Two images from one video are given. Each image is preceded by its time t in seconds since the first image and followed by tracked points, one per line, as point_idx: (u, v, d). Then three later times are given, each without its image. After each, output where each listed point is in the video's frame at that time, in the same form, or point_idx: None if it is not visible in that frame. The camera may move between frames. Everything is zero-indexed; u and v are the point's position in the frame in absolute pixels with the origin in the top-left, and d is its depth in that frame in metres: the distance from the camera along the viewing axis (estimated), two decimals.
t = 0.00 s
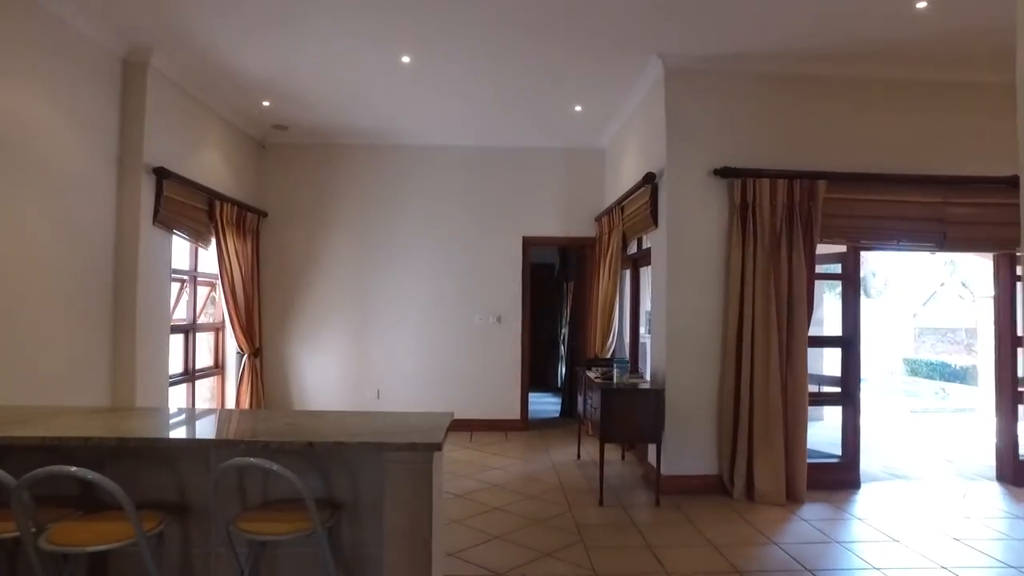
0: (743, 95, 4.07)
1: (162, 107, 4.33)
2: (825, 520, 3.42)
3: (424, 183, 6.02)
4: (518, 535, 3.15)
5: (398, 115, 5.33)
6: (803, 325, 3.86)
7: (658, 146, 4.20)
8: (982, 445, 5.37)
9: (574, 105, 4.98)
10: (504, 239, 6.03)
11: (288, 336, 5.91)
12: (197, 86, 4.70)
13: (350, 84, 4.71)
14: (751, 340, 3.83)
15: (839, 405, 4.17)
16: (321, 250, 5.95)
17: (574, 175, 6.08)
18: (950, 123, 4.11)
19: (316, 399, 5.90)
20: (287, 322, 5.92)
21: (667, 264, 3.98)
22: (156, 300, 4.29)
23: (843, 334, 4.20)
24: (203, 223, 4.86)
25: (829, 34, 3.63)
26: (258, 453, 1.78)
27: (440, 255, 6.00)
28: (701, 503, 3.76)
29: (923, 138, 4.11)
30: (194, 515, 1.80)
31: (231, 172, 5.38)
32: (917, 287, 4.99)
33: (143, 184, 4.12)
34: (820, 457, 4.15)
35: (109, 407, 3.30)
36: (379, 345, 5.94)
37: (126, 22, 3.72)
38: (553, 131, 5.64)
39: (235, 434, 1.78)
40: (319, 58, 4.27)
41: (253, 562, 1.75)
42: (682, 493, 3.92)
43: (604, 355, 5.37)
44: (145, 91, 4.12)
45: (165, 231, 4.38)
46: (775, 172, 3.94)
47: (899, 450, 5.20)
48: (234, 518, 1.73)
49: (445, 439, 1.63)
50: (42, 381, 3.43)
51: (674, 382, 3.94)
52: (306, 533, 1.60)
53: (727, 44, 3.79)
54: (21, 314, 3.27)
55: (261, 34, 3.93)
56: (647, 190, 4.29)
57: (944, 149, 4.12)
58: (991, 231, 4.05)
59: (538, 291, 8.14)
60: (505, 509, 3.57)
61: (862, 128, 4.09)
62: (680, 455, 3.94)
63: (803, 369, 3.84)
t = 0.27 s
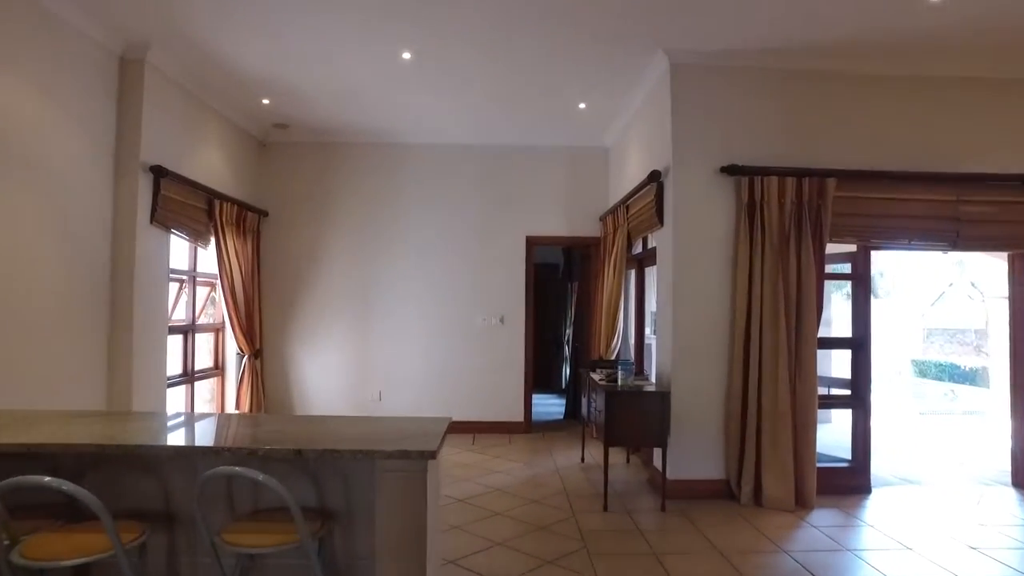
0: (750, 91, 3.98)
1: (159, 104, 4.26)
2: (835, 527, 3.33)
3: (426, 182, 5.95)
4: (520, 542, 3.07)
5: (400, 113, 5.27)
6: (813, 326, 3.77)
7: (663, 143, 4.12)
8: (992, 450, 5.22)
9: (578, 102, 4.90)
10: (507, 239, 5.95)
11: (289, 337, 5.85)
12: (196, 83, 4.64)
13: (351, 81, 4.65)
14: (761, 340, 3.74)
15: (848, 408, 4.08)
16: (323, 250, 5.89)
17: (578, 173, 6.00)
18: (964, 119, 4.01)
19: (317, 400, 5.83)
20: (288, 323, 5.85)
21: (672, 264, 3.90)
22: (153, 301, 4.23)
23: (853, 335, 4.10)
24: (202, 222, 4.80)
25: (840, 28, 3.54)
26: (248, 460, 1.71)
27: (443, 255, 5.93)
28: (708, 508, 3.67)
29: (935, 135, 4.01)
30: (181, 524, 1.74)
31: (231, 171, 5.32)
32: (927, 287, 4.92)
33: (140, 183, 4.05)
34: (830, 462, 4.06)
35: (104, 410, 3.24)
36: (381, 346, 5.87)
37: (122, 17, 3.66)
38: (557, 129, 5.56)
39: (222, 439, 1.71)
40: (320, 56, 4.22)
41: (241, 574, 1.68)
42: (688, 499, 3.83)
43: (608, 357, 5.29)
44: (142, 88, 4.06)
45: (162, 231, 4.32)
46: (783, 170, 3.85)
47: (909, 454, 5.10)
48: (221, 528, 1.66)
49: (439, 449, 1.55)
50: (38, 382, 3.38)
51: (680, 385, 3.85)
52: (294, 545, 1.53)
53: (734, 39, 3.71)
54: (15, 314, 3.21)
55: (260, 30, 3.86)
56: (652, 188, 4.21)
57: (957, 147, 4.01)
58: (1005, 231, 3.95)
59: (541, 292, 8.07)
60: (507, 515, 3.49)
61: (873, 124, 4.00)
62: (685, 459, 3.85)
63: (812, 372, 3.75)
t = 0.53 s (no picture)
0: (757, 88, 3.90)
1: (158, 102, 4.22)
2: (844, 532, 3.25)
3: (428, 181, 5.89)
4: (522, 547, 3.00)
5: (402, 111, 5.21)
6: (821, 327, 3.69)
7: (668, 141, 4.05)
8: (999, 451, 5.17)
9: (582, 99, 4.83)
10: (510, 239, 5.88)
11: (290, 337, 5.80)
12: (195, 81, 4.59)
13: (352, 79, 4.59)
14: (768, 341, 3.67)
15: (857, 410, 4.01)
16: (324, 250, 5.84)
17: (582, 172, 5.93)
18: (976, 115, 3.92)
19: (318, 401, 5.78)
20: (288, 323, 5.80)
21: (677, 263, 3.83)
22: (151, 301, 4.19)
23: (862, 336, 4.02)
24: (201, 221, 4.75)
25: (849, 22, 3.47)
26: (238, 465, 1.65)
27: (445, 255, 5.87)
28: (713, 512, 3.60)
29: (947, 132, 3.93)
30: (171, 530, 1.69)
31: (231, 170, 5.27)
32: (934, 288, 4.73)
33: (138, 181, 4.00)
34: (838, 465, 3.98)
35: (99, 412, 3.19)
36: (382, 347, 5.81)
37: (119, 13, 3.61)
38: (561, 126, 5.49)
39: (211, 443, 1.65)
40: (321, 53, 4.16)
41: None
42: (693, 502, 3.76)
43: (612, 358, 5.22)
44: (140, 86, 4.02)
45: (161, 230, 4.27)
46: (791, 167, 3.77)
47: (918, 456, 5.02)
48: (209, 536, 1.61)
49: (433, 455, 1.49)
50: (34, 384, 3.33)
51: (685, 386, 3.78)
52: (284, 555, 1.47)
53: (740, 34, 3.64)
54: (10, 315, 3.16)
55: (259, 27, 3.81)
56: (656, 186, 4.14)
57: (969, 144, 3.93)
58: (1018, 229, 3.87)
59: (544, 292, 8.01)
60: (509, 519, 3.43)
61: (882, 121, 3.92)
62: (690, 462, 3.78)
63: (820, 373, 3.68)
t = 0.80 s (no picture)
0: (764, 83, 3.83)
1: (155, 99, 4.17)
2: (853, 537, 3.17)
3: (430, 179, 5.83)
4: (523, 552, 2.94)
5: (403, 108, 5.16)
6: (829, 327, 3.62)
7: (672, 137, 3.98)
8: (1014, 450, 5.13)
9: (585, 96, 4.77)
10: (512, 238, 5.83)
11: (290, 337, 5.75)
12: (194, 77, 4.55)
13: (352, 75, 4.54)
14: (775, 341, 3.60)
15: (866, 412, 3.93)
16: (325, 249, 5.79)
17: (586, 170, 5.86)
18: (988, 111, 3.84)
19: (319, 402, 5.73)
20: (289, 323, 5.75)
21: (683, 262, 3.76)
22: (149, 300, 4.14)
23: (871, 336, 3.95)
24: (200, 220, 4.70)
25: (858, 16, 3.39)
26: (226, 470, 1.59)
27: (447, 254, 5.81)
28: (719, 516, 3.53)
29: (958, 128, 3.84)
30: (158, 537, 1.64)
31: (231, 168, 5.23)
32: (945, 288, 4.62)
33: (135, 179, 3.95)
34: (846, 468, 3.90)
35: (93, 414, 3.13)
36: (384, 347, 5.76)
37: (116, 8, 3.56)
38: (564, 124, 5.42)
39: (198, 446, 1.59)
40: (321, 49, 4.11)
41: None
42: (698, 505, 3.69)
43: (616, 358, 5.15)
44: (137, 82, 3.97)
45: (158, 228, 4.22)
46: (798, 164, 3.70)
47: (927, 458, 4.94)
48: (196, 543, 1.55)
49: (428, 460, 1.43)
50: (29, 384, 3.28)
51: (690, 387, 3.71)
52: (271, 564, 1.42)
53: (746, 28, 3.56)
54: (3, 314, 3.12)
55: (257, 22, 3.76)
56: (661, 184, 4.07)
57: (981, 140, 3.85)
58: None
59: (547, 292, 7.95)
60: (510, 522, 3.36)
61: (892, 117, 3.84)
62: (696, 465, 3.71)
63: (828, 374, 3.60)
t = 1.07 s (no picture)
0: (770, 78, 3.76)
1: (152, 96, 4.11)
2: (861, 542, 3.10)
3: (431, 177, 5.77)
4: (523, 556, 2.87)
5: (402, 106, 5.10)
6: (836, 326, 3.54)
7: (676, 133, 3.91)
8: (1021, 451, 5.03)
9: (588, 92, 4.70)
10: (514, 236, 5.76)
11: (289, 337, 5.69)
12: (191, 74, 4.49)
13: (351, 72, 4.48)
14: (781, 341, 3.52)
15: (874, 413, 3.85)
16: (324, 248, 5.73)
17: (588, 168, 5.79)
18: (999, 106, 3.76)
19: (319, 402, 5.67)
20: (288, 322, 5.70)
21: (687, 260, 3.68)
22: (145, 299, 4.08)
23: (879, 336, 3.87)
24: (198, 218, 4.65)
25: (866, 9, 3.31)
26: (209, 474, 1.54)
27: (448, 252, 5.75)
28: (724, 519, 3.46)
29: (968, 123, 3.76)
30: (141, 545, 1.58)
31: (230, 166, 5.17)
32: (951, 287, 4.54)
33: (130, 176, 3.90)
34: (854, 470, 3.82)
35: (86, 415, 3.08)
36: (384, 347, 5.70)
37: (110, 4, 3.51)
38: (566, 121, 5.35)
39: (182, 449, 1.53)
40: (319, 46, 4.05)
41: None
42: (702, 508, 3.62)
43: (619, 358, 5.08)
44: (133, 79, 3.91)
45: (154, 226, 4.16)
46: (804, 160, 3.63)
47: (936, 461, 4.86)
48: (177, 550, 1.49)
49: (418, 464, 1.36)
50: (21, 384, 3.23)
51: (694, 388, 3.64)
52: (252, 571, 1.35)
53: (752, 22, 3.49)
54: None
55: (254, 18, 3.70)
56: (664, 181, 4.00)
57: (992, 136, 3.76)
58: None
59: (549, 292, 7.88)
60: (510, 525, 3.30)
61: (900, 112, 3.76)
62: (700, 467, 3.64)
63: (835, 375, 3.52)
